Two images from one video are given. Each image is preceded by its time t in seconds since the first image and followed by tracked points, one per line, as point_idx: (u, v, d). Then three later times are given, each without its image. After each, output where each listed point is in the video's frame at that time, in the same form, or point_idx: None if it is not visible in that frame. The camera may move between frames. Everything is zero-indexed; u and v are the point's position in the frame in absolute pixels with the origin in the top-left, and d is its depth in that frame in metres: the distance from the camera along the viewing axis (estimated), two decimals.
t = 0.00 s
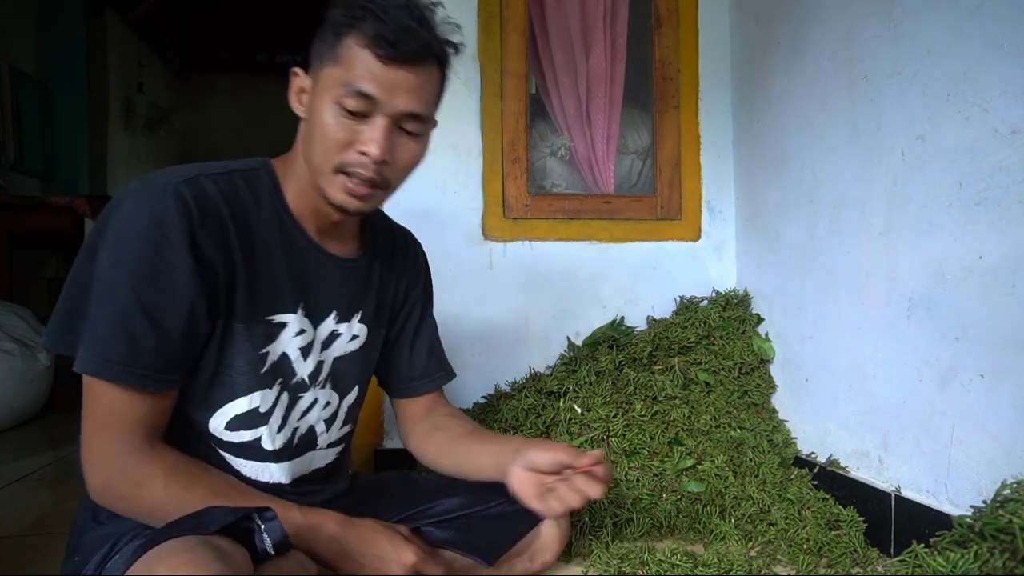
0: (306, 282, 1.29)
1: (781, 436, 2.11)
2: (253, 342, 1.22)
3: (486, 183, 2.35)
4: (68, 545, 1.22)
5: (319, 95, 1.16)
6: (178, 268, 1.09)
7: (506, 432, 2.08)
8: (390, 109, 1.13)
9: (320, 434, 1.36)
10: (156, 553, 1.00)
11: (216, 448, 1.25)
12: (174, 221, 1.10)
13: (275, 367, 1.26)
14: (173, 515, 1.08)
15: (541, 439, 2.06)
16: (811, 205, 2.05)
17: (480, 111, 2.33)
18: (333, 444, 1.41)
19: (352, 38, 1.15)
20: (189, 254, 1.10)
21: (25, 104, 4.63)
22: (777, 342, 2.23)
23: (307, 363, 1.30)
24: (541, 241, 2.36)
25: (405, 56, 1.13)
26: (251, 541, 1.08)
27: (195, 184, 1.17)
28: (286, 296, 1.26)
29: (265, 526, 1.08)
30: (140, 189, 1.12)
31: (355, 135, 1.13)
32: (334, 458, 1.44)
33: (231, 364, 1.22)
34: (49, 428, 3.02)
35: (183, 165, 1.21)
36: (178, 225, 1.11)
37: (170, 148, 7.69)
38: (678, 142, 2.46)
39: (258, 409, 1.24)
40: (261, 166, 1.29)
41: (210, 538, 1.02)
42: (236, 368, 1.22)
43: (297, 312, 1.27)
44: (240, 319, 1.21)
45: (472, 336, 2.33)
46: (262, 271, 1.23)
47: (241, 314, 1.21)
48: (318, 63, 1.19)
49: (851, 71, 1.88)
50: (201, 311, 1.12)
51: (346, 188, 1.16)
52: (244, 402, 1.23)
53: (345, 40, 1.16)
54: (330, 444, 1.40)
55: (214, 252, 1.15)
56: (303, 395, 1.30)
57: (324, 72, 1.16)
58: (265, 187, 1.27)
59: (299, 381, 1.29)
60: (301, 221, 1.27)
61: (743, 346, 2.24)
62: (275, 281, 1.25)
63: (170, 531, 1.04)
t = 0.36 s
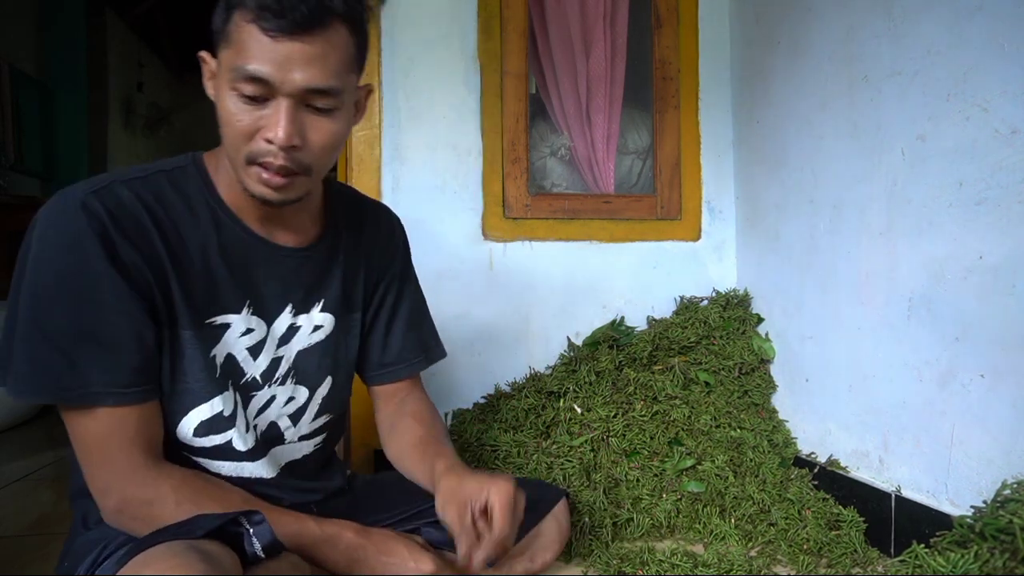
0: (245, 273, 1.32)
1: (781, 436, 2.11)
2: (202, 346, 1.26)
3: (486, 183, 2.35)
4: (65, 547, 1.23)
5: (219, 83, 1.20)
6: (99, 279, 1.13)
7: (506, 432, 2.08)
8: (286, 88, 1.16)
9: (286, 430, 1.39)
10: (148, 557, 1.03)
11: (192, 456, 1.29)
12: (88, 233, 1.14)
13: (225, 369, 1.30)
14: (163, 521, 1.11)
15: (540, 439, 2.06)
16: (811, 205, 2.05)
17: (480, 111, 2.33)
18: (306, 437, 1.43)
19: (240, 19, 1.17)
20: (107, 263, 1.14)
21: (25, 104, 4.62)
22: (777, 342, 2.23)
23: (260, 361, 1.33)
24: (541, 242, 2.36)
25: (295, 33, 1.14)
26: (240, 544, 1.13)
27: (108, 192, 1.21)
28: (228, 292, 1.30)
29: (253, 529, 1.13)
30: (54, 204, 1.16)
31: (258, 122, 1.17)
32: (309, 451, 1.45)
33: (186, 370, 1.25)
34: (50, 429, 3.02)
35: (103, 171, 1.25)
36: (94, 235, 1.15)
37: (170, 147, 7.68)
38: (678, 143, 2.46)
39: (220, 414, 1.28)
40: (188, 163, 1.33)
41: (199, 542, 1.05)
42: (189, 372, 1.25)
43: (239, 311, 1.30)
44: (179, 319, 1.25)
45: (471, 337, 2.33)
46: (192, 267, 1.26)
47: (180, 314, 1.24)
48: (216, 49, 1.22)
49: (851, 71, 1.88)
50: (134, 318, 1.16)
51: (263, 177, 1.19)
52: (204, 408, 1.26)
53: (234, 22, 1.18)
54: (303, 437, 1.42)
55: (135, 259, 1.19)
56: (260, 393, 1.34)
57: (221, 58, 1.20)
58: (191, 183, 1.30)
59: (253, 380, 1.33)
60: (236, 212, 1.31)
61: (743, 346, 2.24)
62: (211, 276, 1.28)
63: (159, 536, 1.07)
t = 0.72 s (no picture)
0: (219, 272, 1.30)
1: (781, 436, 2.11)
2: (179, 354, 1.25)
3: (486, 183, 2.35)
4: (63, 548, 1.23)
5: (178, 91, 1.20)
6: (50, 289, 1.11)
7: (506, 432, 2.08)
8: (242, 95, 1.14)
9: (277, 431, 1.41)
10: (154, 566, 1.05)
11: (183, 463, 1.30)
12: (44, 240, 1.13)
13: (208, 377, 1.30)
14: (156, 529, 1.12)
15: (540, 439, 2.05)
16: (811, 205, 2.05)
17: (480, 111, 2.33)
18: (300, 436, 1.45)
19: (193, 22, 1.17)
20: (60, 271, 1.12)
21: (25, 104, 4.62)
22: (777, 342, 2.23)
23: (243, 368, 1.34)
24: (541, 242, 2.36)
25: (249, 36, 1.13)
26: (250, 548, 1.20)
27: (73, 196, 1.20)
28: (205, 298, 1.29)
29: (258, 534, 1.20)
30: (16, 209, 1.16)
31: (219, 131, 1.16)
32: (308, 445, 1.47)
33: (165, 382, 1.24)
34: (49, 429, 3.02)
35: (70, 175, 1.25)
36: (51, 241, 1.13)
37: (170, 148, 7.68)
38: (678, 143, 2.46)
39: (206, 423, 1.27)
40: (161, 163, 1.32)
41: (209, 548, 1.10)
42: (170, 384, 1.25)
43: (217, 320, 1.30)
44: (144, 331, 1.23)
45: (471, 337, 2.32)
46: (161, 272, 1.26)
47: (149, 326, 1.23)
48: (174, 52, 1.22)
49: (851, 71, 1.88)
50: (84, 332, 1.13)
51: (231, 188, 1.20)
52: (190, 418, 1.26)
53: (188, 25, 1.18)
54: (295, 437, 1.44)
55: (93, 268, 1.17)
56: (245, 398, 1.35)
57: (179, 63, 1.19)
58: (162, 184, 1.30)
59: (238, 386, 1.34)
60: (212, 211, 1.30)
61: (743, 346, 2.24)
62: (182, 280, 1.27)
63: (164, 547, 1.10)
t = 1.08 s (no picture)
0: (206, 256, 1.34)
1: (781, 436, 2.11)
2: (177, 334, 1.30)
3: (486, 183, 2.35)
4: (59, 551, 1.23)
5: (189, 85, 1.20)
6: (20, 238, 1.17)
7: (506, 432, 2.08)
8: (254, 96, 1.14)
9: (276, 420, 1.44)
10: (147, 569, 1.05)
11: (182, 444, 1.34)
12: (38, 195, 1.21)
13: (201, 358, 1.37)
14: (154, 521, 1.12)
15: (540, 439, 2.05)
16: (811, 205, 2.05)
17: (480, 111, 2.33)
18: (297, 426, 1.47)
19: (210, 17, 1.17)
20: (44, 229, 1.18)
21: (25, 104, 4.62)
22: (777, 342, 2.23)
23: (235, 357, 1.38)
24: (541, 241, 2.36)
25: (266, 36, 1.13)
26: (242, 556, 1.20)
27: (82, 171, 1.29)
28: (193, 284, 1.33)
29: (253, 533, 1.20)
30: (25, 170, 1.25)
31: (229, 129, 1.16)
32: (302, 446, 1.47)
33: (163, 359, 1.30)
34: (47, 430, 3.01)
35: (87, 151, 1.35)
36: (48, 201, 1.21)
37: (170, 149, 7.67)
38: (677, 143, 2.46)
39: (200, 400, 1.32)
40: (171, 151, 1.39)
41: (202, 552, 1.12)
42: (171, 360, 1.30)
43: (207, 305, 1.33)
44: (136, 305, 1.30)
45: (471, 337, 2.32)
46: (155, 251, 1.31)
47: (143, 300, 1.29)
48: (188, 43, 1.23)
49: (851, 70, 1.88)
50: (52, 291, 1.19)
51: (238, 189, 1.21)
52: (191, 394, 1.31)
53: (206, 20, 1.18)
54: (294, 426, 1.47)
55: (80, 232, 1.24)
56: (235, 386, 1.39)
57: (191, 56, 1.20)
58: (166, 169, 1.37)
59: (228, 373, 1.38)
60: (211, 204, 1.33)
61: (743, 346, 2.24)
62: (173, 261, 1.32)
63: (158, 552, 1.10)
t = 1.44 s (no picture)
0: (203, 272, 1.33)
1: (780, 436, 2.11)
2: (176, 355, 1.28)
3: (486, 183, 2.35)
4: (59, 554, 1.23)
5: (167, 99, 1.19)
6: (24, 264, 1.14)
7: (506, 432, 2.08)
8: (234, 108, 1.14)
9: (274, 437, 1.44)
10: None
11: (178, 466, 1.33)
12: (36, 218, 1.17)
13: (199, 379, 1.34)
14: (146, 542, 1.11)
15: (540, 439, 2.05)
16: (811, 205, 2.05)
17: (480, 110, 2.33)
18: (296, 443, 1.47)
19: (181, 25, 1.15)
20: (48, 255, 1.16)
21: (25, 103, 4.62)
22: (777, 342, 2.23)
23: (235, 374, 1.37)
24: (541, 241, 2.36)
25: (242, 45, 1.12)
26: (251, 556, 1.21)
27: (72, 184, 1.25)
28: (193, 301, 1.32)
29: (259, 540, 1.21)
30: (10, 184, 1.20)
31: (211, 143, 1.16)
32: (304, 456, 1.49)
33: (165, 381, 1.28)
34: (48, 429, 3.01)
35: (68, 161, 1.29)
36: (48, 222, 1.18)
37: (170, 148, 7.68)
38: (678, 143, 2.46)
39: (200, 424, 1.31)
40: (155, 159, 1.35)
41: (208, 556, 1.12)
42: (172, 383, 1.28)
43: (207, 322, 1.33)
44: (133, 323, 1.27)
45: (471, 337, 2.33)
46: (150, 267, 1.29)
47: (143, 321, 1.28)
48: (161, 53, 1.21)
49: (851, 70, 1.88)
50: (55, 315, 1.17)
51: (224, 202, 1.20)
52: (190, 417, 1.30)
53: (176, 29, 1.17)
54: (293, 443, 1.46)
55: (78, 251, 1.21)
56: (237, 403, 1.39)
57: (166, 69, 1.19)
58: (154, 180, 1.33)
59: (229, 391, 1.38)
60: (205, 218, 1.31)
61: (743, 346, 2.24)
62: (171, 278, 1.31)
63: (165, 556, 1.11)
